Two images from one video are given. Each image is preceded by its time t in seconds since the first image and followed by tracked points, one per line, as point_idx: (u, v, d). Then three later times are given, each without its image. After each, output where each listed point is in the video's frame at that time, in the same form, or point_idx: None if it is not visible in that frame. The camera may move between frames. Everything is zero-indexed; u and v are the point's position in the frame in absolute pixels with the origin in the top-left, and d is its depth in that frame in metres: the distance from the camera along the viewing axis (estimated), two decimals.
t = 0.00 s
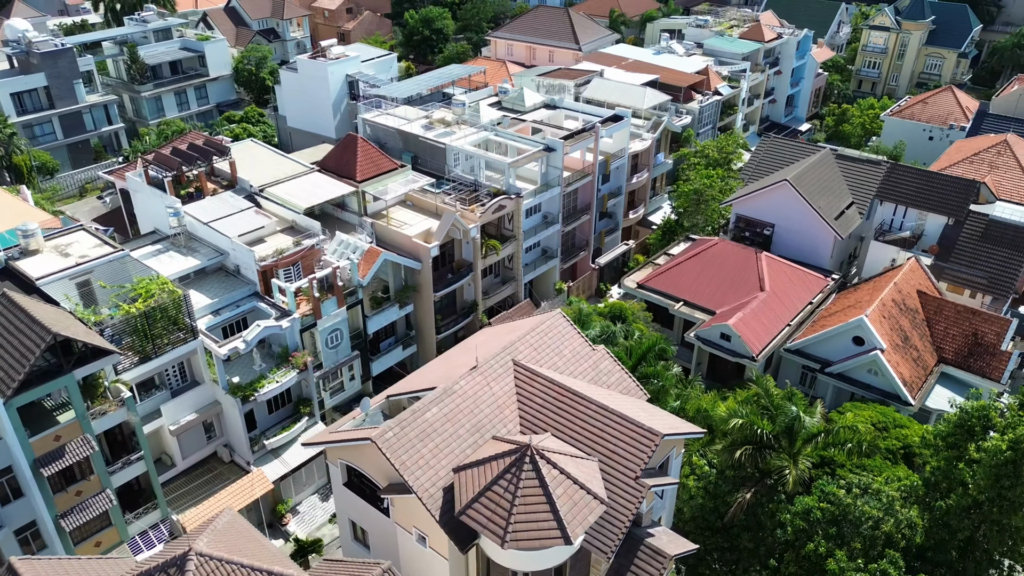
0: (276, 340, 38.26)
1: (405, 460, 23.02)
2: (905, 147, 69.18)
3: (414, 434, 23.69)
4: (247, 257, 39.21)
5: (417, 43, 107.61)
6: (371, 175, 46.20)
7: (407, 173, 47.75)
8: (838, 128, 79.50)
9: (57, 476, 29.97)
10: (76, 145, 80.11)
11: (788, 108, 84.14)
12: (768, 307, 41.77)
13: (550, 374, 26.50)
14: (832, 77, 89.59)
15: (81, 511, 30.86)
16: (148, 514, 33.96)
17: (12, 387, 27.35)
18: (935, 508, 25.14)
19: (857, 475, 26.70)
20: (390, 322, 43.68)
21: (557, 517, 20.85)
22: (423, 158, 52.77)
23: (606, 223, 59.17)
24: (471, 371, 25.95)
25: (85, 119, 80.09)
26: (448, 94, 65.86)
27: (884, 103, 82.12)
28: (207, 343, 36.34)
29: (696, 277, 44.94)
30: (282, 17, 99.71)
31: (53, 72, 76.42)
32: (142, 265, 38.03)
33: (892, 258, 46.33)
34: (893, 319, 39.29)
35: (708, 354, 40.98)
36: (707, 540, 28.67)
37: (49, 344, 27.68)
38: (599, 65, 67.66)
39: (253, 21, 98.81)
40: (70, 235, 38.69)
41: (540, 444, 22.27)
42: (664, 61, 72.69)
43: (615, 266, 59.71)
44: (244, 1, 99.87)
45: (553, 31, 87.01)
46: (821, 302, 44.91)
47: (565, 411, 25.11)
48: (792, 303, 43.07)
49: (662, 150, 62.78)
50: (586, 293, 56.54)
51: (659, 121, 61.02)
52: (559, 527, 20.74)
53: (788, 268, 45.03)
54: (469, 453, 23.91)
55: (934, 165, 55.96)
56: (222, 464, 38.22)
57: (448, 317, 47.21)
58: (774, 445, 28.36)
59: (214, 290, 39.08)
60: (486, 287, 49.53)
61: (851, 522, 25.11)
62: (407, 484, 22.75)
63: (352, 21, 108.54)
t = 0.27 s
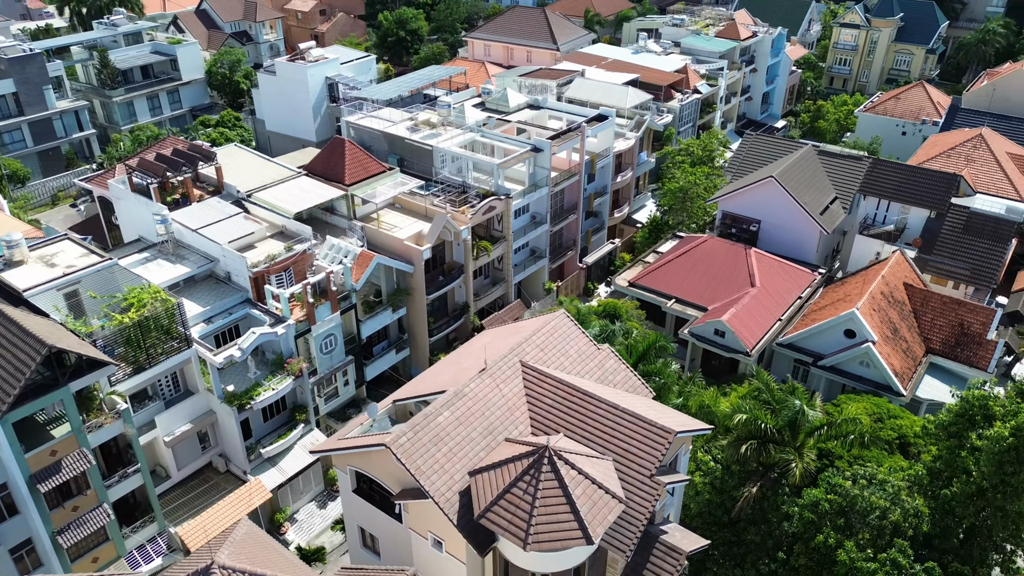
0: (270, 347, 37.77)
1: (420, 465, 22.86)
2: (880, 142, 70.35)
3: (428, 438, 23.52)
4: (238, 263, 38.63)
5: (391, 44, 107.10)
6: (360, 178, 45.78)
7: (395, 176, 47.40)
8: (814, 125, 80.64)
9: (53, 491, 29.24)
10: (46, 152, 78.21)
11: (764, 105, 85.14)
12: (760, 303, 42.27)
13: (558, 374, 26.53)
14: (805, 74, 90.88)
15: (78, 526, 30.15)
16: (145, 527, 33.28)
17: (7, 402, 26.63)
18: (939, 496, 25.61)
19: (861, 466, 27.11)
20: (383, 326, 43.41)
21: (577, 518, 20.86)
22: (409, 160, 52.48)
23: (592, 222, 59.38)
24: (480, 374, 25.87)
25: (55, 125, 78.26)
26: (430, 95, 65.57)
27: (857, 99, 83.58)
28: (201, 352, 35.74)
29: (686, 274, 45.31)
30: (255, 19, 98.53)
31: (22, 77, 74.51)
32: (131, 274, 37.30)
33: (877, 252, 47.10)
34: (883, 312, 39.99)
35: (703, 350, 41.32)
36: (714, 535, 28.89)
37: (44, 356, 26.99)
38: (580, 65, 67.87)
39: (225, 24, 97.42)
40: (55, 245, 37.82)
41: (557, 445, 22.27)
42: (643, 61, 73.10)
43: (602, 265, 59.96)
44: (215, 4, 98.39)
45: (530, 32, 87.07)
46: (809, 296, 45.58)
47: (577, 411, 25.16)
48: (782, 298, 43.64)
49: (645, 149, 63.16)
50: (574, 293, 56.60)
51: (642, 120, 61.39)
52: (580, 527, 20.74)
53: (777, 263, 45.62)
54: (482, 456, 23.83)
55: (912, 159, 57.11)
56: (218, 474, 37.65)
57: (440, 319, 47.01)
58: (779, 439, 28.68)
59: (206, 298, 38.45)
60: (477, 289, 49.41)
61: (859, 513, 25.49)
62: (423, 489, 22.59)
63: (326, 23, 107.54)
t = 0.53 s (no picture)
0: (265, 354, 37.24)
1: (436, 470, 22.68)
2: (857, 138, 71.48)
3: (442, 442, 23.36)
4: (230, 270, 38.02)
5: (366, 45, 106.38)
6: (348, 181, 45.33)
7: (384, 178, 47.03)
8: (790, 121, 81.70)
9: (51, 507, 28.51)
10: (17, 160, 76.26)
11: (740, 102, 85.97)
12: (751, 298, 42.71)
13: (567, 374, 26.53)
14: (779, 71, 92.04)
15: (76, 542, 29.45)
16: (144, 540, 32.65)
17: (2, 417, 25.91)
18: (943, 485, 26.12)
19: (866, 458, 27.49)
20: (377, 330, 43.10)
21: (598, 518, 20.90)
22: (396, 162, 52.11)
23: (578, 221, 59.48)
24: (490, 376, 25.77)
25: (25, 132, 76.36)
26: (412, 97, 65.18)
27: (831, 95, 84.86)
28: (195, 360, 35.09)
29: (678, 271, 45.62)
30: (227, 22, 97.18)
31: None
32: (120, 283, 36.54)
33: (862, 245, 48.05)
34: (873, 305, 40.69)
35: (697, 346, 41.60)
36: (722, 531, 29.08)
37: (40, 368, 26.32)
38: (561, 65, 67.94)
39: (196, 26, 95.88)
40: (39, 255, 36.92)
41: (574, 445, 22.27)
42: (623, 59, 73.40)
43: (589, 264, 60.13)
44: (186, 6, 96.81)
45: (508, 32, 87.00)
46: (797, 291, 46.17)
47: (588, 411, 25.18)
48: (772, 293, 44.16)
49: (628, 147, 63.44)
50: (563, 292, 56.67)
51: (625, 118, 61.66)
52: (601, 527, 20.79)
53: (765, 258, 46.15)
54: (497, 459, 23.76)
55: (890, 154, 58.12)
56: (215, 484, 37.09)
57: (432, 322, 46.79)
58: (783, 433, 28.95)
59: (197, 306, 37.80)
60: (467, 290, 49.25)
61: (866, 504, 25.87)
62: (440, 494, 22.45)
63: (299, 25, 106.33)
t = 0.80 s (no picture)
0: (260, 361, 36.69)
1: (452, 474, 22.54)
2: (833, 133, 72.58)
3: (456, 446, 23.23)
4: (222, 276, 37.40)
5: (340, 47, 105.53)
6: (336, 184, 44.89)
7: (372, 181, 46.64)
8: (766, 117, 82.72)
9: (49, 525, 27.76)
10: None
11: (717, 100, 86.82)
12: (743, 294, 43.15)
13: (575, 374, 26.52)
14: (753, 68, 93.16)
15: (75, 559, 28.73)
16: (142, 555, 31.97)
17: None
18: (947, 473, 26.57)
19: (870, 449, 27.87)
20: (370, 334, 42.74)
21: (619, 517, 20.91)
22: (382, 165, 51.74)
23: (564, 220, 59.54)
24: (500, 378, 25.66)
25: None
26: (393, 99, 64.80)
27: (805, 91, 86.05)
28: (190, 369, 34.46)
29: (669, 269, 45.91)
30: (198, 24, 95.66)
31: None
32: (109, 292, 35.76)
33: (847, 239, 48.62)
34: (862, 297, 41.32)
35: (692, 342, 41.91)
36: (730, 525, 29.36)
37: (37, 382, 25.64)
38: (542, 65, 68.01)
39: (167, 29, 94.25)
40: (24, 266, 35.98)
41: (591, 445, 22.25)
42: (602, 59, 73.66)
43: (575, 263, 60.25)
44: (156, 9, 95.14)
45: (485, 32, 86.90)
46: (786, 285, 46.72)
47: (600, 410, 25.20)
48: (762, 289, 44.66)
49: (612, 146, 63.69)
50: (551, 292, 56.73)
51: (607, 118, 61.91)
52: (623, 527, 20.80)
53: (754, 254, 46.63)
54: (511, 461, 23.68)
55: (869, 148, 59.11)
56: (211, 495, 36.51)
57: (424, 324, 46.52)
58: (787, 426, 29.23)
59: (188, 314, 37.11)
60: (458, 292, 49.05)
61: (873, 494, 26.23)
62: (457, 498, 22.32)
63: (272, 27, 105.04)
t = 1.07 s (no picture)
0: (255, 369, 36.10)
1: (470, 478, 22.39)
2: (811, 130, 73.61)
3: (472, 450, 23.05)
4: (213, 284, 36.72)
5: (312, 48, 104.42)
6: (325, 188, 44.34)
7: (360, 184, 46.17)
8: (743, 114, 83.61)
9: (47, 543, 27.00)
10: None
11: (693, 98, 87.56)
12: (734, 290, 43.57)
13: (585, 375, 26.50)
14: (728, 66, 94.12)
15: None
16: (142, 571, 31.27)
17: None
18: (950, 461, 27.06)
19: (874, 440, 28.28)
20: (363, 338, 42.33)
21: (641, 516, 20.95)
22: (367, 167, 51.26)
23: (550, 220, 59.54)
24: (511, 380, 25.54)
25: None
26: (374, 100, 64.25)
27: (779, 88, 87.15)
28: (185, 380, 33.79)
29: (659, 266, 46.17)
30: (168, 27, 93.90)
31: None
32: (97, 303, 34.93)
33: (832, 234, 49.38)
34: (851, 290, 41.94)
35: (686, 339, 42.23)
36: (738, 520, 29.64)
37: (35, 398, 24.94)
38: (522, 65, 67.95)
39: (135, 32, 92.35)
40: (8, 277, 35.00)
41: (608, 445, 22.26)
42: (581, 58, 73.84)
43: (562, 262, 60.30)
44: (123, 11, 93.17)
45: (461, 32, 86.63)
46: (774, 280, 47.27)
47: (612, 410, 25.22)
48: (753, 284, 45.13)
49: (595, 145, 63.84)
50: (539, 292, 56.74)
51: (590, 117, 62.05)
52: (646, 526, 20.83)
53: (743, 250, 47.07)
54: (527, 463, 23.60)
55: (848, 144, 60.03)
56: (208, 507, 35.84)
57: (416, 328, 46.19)
58: (791, 420, 29.53)
59: (180, 323, 36.40)
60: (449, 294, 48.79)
61: (879, 485, 26.63)
62: (476, 502, 22.19)
63: (243, 29, 103.49)
